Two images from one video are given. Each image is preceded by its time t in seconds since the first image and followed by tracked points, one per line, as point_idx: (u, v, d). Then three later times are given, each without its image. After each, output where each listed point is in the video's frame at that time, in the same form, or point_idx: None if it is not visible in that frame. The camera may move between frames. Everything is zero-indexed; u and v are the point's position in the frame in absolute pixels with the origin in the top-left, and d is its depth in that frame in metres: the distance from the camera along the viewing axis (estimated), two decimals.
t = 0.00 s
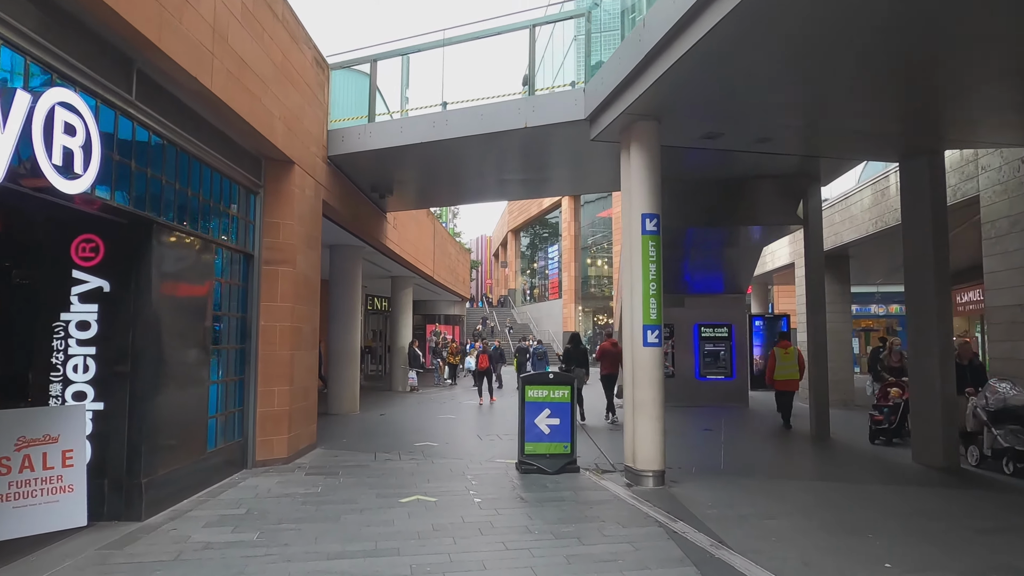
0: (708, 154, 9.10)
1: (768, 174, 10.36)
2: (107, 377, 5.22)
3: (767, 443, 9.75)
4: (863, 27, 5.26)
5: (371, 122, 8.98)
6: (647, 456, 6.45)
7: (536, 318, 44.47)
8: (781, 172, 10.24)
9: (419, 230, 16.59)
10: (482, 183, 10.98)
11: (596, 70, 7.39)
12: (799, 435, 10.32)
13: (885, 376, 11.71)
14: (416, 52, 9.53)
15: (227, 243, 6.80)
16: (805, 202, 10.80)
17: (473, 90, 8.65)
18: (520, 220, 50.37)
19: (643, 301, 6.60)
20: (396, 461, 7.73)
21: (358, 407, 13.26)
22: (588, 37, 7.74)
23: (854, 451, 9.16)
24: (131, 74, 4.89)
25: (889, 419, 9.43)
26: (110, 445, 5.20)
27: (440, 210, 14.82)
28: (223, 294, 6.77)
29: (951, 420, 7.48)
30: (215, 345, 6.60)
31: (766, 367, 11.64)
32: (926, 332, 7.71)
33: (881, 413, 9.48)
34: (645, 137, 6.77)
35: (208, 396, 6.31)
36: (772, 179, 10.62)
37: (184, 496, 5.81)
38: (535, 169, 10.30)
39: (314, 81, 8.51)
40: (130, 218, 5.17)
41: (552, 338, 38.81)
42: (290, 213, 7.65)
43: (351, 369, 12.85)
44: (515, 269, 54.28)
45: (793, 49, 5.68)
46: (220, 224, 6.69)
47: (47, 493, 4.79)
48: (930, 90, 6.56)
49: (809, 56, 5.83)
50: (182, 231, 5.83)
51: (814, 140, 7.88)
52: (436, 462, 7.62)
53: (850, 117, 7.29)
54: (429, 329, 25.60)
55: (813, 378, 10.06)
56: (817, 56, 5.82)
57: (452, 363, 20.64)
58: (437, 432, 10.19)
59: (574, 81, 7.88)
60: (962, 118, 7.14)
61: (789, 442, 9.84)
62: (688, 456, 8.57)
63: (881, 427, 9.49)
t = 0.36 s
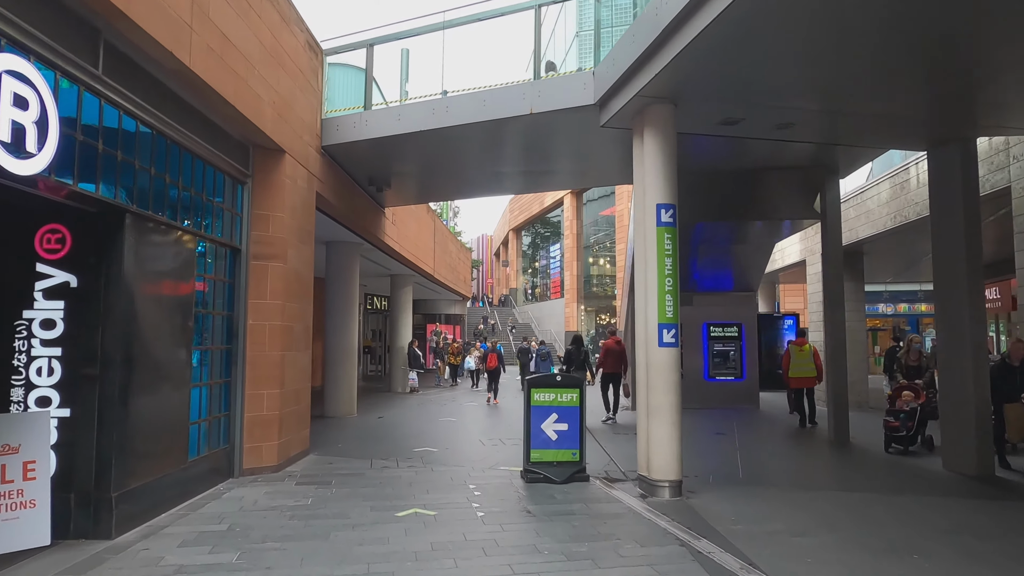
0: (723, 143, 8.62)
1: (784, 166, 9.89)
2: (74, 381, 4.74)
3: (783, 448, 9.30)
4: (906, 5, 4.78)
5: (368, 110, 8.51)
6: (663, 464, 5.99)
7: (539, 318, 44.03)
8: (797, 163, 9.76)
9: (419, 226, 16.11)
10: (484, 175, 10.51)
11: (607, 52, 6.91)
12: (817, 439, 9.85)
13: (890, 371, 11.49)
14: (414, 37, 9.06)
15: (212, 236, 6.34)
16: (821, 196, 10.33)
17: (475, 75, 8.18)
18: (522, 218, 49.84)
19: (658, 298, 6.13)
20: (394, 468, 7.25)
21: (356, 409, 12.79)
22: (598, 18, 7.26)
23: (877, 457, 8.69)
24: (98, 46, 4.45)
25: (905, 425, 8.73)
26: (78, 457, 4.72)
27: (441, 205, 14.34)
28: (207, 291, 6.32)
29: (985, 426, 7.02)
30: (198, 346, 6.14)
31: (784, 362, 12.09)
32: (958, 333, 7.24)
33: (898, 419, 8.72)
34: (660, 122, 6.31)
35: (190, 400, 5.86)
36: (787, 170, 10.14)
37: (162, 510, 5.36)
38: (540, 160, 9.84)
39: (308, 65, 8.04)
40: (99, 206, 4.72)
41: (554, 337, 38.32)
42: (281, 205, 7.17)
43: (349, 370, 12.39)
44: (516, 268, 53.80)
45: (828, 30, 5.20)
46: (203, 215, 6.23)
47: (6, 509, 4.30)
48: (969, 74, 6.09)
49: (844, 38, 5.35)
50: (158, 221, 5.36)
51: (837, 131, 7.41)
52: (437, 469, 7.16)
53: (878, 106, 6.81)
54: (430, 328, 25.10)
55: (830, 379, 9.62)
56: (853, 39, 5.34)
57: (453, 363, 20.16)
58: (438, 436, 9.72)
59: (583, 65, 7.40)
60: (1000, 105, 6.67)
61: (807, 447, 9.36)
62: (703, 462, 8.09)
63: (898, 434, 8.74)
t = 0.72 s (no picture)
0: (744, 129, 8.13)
1: (804, 155, 9.41)
2: (41, 384, 4.27)
3: (804, 451, 8.83)
4: None
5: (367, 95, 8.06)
6: (684, 472, 5.53)
7: (542, 316, 43.60)
8: (818, 152, 9.28)
9: (421, 221, 15.63)
10: (490, 166, 10.05)
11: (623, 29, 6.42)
12: (839, 443, 9.37)
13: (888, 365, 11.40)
14: (416, 19, 8.60)
15: (197, 224, 5.88)
16: (843, 187, 9.85)
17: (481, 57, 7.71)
18: (525, 216, 49.36)
19: (680, 292, 5.66)
20: (394, 474, 6.80)
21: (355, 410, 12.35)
22: None
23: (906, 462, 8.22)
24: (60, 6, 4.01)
25: (935, 433, 7.75)
26: (45, 467, 4.24)
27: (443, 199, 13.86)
28: (192, 285, 5.86)
29: None
30: (183, 344, 5.69)
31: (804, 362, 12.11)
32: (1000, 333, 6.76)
33: (927, 426, 7.70)
34: (681, 101, 5.85)
35: (172, 402, 5.41)
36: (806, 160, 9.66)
37: (140, 522, 4.90)
38: (548, 149, 9.38)
39: (303, 46, 7.57)
40: (65, 188, 4.26)
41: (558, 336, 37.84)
42: (275, 193, 6.71)
43: (348, 369, 11.94)
44: (519, 266, 53.37)
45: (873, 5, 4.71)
46: (188, 202, 5.77)
47: None
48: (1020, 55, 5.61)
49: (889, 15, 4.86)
50: (134, 205, 4.90)
51: (868, 115, 6.94)
52: (440, 476, 6.70)
53: (915, 88, 6.34)
54: (432, 326, 24.61)
55: (853, 379, 9.16)
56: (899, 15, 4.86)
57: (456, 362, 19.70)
58: (440, 439, 9.26)
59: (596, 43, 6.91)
60: None
61: (830, 451, 8.89)
62: (723, 468, 7.61)
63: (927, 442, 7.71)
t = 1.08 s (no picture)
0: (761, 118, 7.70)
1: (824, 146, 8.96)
2: None
3: (825, 458, 8.39)
4: None
5: (366, 81, 7.61)
6: (707, 487, 5.08)
7: (543, 316, 43.17)
8: (839, 143, 8.83)
9: (420, 218, 15.18)
10: (494, 159, 9.62)
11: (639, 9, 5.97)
12: (860, 449, 8.94)
13: (897, 361, 10.96)
14: (416, 3, 8.16)
15: (178, 218, 5.42)
16: (863, 181, 9.41)
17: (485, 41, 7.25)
18: (525, 215, 48.91)
19: (703, 290, 5.22)
20: (393, 486, 6.36)
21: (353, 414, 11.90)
22: None
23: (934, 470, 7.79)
24: None
25: (969, 443, 7.04)
26: None
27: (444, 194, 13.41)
28: (172, 284, 5.41)
29: None
30: (162, 347, 5.25)
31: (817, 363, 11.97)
32: None
33: (961, 437, 6.98)
34: (703, 83, 5.39)
35: (149, 410, 4.96)
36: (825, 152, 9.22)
37: (111, 544, 4.45)
38: (554, 141, 8.93)
39: (295, 30, 7.13)
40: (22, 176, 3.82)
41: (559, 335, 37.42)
42: (265, 186, 6.27)
43: (345, 371, 11.51)
44: (520, 266, 52.92)
45: None
46: (168, 193, 5.32)
47: None
48: None
49: None
50: (104, 194, 4.45)
51: (899, 101, 6.49)
52: (441, 487, 6.26)
53: (953, 76, 5.89)
54: (432, 326, 24.20)
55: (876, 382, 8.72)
56: None
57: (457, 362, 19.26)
58: (442, 446, 8.82)
59: (609, 26, 6.46)
60: None
61: (852, 458, 8.46)
62: (743, 477, 7.17)
63: (959, 454, 7.02)
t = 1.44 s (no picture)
0: (784, 102, 7.22)
1: (847, 134, 8.48)
2: None
3: (849, 464, 7.90)
4: None
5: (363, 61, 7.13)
6: (735, 501, 4.60)
7: (545, 315, 42.71)
8: (863, 130, 8.34)
9: (421, 213, 14.69)
10: (498, 148, 9.16)
11: None
12: (884, 454, 8.47)
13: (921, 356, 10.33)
14: None
15: (153, 203, 4.94)
16: (887, 172, 8.93)
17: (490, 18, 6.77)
18: (528, 213, 48.40)
19: (730, 284, 4.74)
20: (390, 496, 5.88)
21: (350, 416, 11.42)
22: None
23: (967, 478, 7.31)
24: None
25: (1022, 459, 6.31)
26: None
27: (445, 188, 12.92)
28: (147, 276, 4.93)
29: None
30: (136, 346, 4.78)
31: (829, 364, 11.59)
32: None
33: (1012, 449, 6.30)
34: (729, 56, 4.90)
35: (118, 415, 4.49)
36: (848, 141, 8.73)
37: (72, 566, 3.98)
38: (562, 128, 8.45)
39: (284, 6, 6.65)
40: None
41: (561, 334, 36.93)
42: (252, 172, 5.79)
43: (341, 371, 11.04)
44: (522, 264, 52.46)
45: None
46: (141, 175, 4.83)
47: None
48: None
49: None
50: (63, 174, 3.97)
51: (936, 80, 6.01)
52: (442, 498, 5.78)
53: (999, 54, 5.42)
54: (433, 324, 23.72)
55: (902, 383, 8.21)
56: None
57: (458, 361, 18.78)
58: (442, 450, 8.35)
59: None
60: None
61: (877, 465, 7.99)
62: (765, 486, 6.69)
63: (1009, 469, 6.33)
